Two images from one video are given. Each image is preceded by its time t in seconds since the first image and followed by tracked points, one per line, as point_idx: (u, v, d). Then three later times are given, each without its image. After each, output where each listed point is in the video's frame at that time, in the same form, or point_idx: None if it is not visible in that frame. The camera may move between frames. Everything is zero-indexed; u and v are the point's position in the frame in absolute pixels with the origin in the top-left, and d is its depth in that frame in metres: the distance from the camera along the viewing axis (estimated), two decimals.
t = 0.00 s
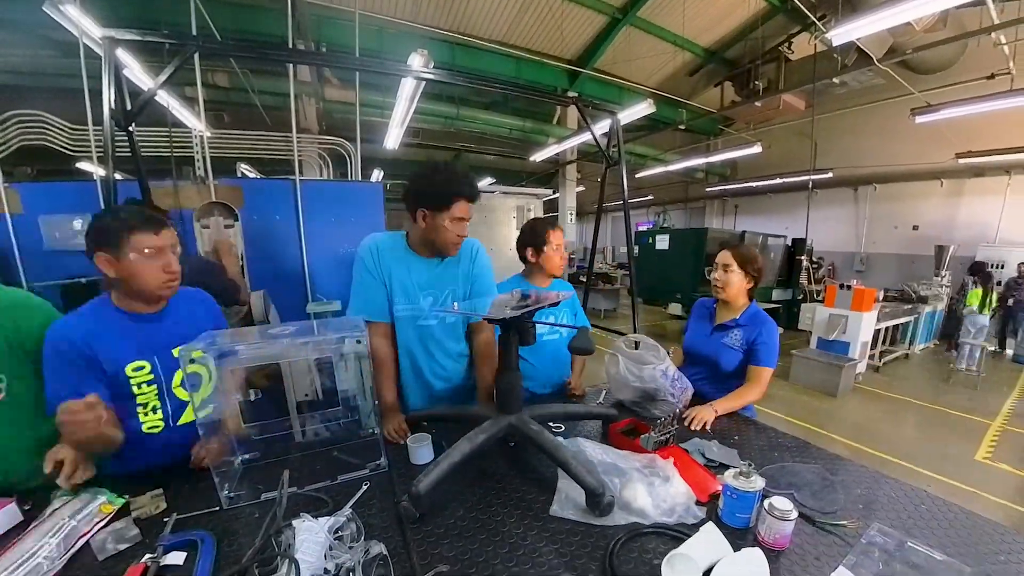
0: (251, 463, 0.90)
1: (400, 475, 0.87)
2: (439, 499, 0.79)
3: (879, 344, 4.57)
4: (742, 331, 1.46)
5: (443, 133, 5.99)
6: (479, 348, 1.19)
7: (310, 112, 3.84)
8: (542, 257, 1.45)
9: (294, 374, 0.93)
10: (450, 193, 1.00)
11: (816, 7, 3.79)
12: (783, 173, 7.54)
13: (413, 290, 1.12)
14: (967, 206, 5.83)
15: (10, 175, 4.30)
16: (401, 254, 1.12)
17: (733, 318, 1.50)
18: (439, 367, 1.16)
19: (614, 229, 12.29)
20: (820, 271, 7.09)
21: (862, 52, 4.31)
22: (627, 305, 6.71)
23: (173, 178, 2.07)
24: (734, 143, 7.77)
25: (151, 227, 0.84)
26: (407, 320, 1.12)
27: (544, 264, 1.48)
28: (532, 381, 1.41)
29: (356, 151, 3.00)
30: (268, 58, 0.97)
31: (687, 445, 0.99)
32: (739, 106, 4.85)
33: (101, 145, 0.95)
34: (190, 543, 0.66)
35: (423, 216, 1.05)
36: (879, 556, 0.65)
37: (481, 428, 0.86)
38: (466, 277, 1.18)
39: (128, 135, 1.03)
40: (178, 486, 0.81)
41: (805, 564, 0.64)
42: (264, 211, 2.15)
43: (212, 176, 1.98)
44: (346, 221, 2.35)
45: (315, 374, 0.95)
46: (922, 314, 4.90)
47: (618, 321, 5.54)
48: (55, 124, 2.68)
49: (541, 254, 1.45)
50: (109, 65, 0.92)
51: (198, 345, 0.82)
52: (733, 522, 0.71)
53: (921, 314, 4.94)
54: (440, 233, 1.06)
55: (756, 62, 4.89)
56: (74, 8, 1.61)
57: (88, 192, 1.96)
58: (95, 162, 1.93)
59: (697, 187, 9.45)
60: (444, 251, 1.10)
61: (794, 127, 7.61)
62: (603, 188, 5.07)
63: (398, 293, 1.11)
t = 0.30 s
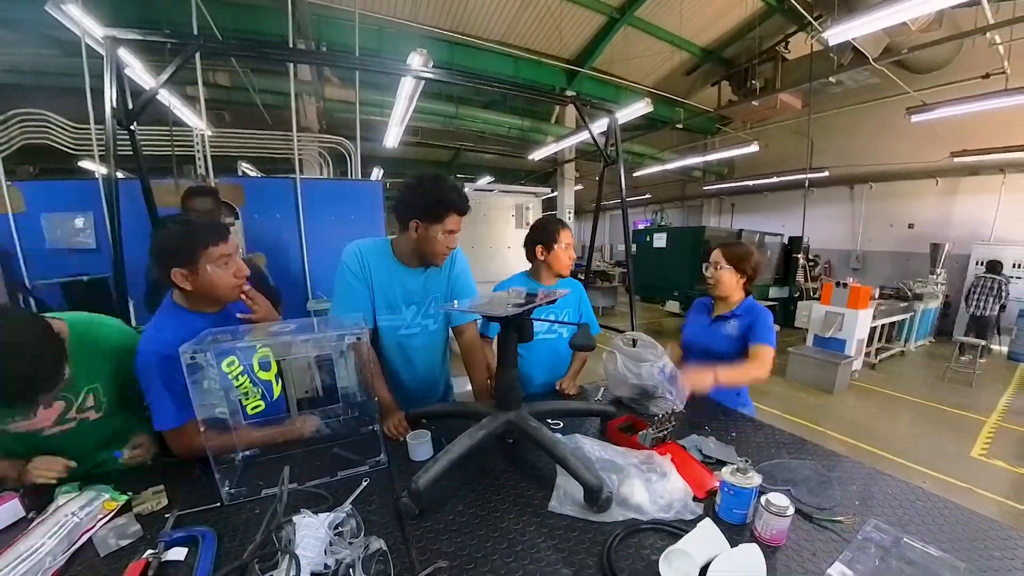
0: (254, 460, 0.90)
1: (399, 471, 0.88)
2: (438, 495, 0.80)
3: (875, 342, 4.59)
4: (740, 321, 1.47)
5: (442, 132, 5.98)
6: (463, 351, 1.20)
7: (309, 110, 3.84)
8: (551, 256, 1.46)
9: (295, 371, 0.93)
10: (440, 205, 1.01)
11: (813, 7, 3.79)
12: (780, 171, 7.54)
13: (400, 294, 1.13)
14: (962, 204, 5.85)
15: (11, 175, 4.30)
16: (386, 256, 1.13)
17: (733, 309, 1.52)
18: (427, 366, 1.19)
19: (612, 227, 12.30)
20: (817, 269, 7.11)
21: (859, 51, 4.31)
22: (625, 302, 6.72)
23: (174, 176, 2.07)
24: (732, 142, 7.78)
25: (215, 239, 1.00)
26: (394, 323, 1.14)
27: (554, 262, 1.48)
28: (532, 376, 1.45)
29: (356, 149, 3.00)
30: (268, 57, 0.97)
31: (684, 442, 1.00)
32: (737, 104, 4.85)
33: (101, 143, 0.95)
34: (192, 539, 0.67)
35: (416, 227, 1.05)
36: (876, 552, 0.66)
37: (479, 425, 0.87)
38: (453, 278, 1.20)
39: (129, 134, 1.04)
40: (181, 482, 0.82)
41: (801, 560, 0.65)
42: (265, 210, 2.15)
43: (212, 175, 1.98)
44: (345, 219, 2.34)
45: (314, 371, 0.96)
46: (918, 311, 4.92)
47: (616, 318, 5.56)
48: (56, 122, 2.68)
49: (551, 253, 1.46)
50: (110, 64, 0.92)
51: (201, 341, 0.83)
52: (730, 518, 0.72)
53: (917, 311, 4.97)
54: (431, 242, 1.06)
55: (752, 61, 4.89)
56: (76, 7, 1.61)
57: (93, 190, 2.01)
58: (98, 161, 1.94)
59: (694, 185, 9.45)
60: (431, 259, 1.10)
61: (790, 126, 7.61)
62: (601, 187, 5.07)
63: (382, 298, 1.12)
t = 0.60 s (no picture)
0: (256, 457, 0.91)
1: (399, 467, 0.88)
2: (436, 492, 0.81)
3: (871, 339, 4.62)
4: (722, 317, 1.46)
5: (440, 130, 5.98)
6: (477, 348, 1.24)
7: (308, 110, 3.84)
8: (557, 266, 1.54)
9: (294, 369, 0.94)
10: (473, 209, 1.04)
11: (810, 7, 3.79)
12: (776, 170, 7.55)
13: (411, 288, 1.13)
14: (957, 202, 5.88)
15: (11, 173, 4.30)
16: (397, 251, 1.14)
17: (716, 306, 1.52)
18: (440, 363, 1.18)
19: (610, 225, 12.31)
20: (813, 267, 7.13)
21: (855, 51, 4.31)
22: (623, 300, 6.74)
23: (175, 175, 2.07)
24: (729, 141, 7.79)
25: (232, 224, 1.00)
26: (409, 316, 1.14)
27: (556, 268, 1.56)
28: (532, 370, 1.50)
29: (356, 148, 3.00)
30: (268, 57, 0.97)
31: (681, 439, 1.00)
32: (734, 103, 4.85)
33: (103, 142, 0.95)
34: (193, 534, 0.67)
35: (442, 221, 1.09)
36: (870, 547, 0.67)
37: (474, 421, 0.88)
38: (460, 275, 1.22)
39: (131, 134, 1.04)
40: (182, 478, 0.82)
41: (799, 556, 0.65)
42: (265, 208, 2.15)
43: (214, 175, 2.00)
44: (346, 217, 2.34)
45: (315, 369, 0.96)
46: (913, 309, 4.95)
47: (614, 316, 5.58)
48: (59, 122, 2.68)
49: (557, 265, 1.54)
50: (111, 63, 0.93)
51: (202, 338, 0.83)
52: (727, 514, 0.73)
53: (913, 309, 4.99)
54: (451, 238, 1.11)
55: (749, 61, 4.90)
56: (78, 7, 1.60)
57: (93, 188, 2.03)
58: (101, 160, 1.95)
59: (692, 184, 9.45)
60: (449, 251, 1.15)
61: (787, 125, 7.62)
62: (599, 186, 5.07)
63: (392, 292, 1.12)
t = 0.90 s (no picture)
0: (255, 455, 0.91)
1: (398, 464, 0.89)
2: (434, 488, 0.82)
3: (868, 336, 4.65)
4: (724, 319, 1.49)
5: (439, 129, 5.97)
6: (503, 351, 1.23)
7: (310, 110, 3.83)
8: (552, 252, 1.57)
9: (295, 365, 0.94)
10: (517, 208, 1.03)
11: (807, 7, 3.78)
12: (773, 169, 7.56)
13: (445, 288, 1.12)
14: (953, 200, 5.91)
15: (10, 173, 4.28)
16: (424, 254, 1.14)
17: (717, 308, 1.53)
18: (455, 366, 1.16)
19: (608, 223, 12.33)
20: (810, 264, 7.15)
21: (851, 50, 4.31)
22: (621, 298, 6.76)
23: (176, 174, 2.07)
24: (726, 140, 7.80)
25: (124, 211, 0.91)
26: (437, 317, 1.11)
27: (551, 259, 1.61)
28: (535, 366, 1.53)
29: (356, 147, 3.00)
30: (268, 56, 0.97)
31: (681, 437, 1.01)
32: (731, 103, 4.86)
33: (105, 142, 0.95)
34: (194, 530, 0.68)
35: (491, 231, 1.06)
36: (866, 542, 0.67)
37: (473, 416, 0.89)
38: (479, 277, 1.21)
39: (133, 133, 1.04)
40: (183, 474, 0.83)
41: (794, 552, 0.66)
42: (266, 207, 2.15)
43: (216, 174, 2.01)
44: (346, 216, 2.34)
45: (315, 366, 0.97)
46: (910, 306, 4.98)
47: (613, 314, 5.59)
48: (62, 122, 2.68)
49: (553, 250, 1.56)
50: (114, 63, 0.93)
51: (205, 334, 0.84)
52: (712, 524, 0.70)
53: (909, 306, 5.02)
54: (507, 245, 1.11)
55: (746, 60, 4.91)
56: (81, 8, 1.60)
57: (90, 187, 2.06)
58: (101, 159, 1.95)
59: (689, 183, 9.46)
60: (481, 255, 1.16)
61: (784, 125, 7.64)
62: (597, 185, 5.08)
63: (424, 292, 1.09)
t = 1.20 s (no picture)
0: (255, 452, 0.91)
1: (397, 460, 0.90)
2: (433, 485, 0.82)
3: (863, 335, 4.67)
4: (723, 318, 1.50)
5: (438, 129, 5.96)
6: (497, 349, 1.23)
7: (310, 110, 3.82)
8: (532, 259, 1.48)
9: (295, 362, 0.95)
10: (456, 200, 1.00)
11: (803, 8, 3.78)
12: (769, 168, 7.57)
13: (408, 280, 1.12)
14: (949, 198, 5.92)
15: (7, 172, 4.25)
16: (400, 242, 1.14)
17: (716, 306, 1.54)
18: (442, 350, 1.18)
19: (606, 222, 12.34)
20: (806, 263, 7.16)
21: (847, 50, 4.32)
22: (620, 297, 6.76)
23: (178, 173, 2.07)
24: (723, 139, 7.82)
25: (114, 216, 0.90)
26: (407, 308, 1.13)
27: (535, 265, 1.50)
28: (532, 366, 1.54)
29: (355, 146, 3.00)
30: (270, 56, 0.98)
31: (678, 434, 1.02)
32: (727, 103, 4.87)
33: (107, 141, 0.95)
34: (195, 526, 0.69)
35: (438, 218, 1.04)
36: (861, 540, 0.68)
37: (470, 413, 0.90)
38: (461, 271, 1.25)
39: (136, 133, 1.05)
40: (184, 472, 0.84)
41: (790, 546, 0.67)
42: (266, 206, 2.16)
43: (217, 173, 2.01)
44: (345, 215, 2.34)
45: (315, 363, 0.97)
46: (905, 304, 5.01)
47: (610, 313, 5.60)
48: (64, 120, 2.66)
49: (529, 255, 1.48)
50: (117, 63, 0.93)
51: (207, 331, 0.85)
52: (712, 521, 0.71)
53: (904, 305, 5.04)
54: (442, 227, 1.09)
55: (743, 60, 4.91)
56: (83, 9, 1.60)
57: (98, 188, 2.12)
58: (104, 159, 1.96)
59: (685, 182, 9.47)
60: (442, 242, 1.16)
61: (780, 124, 7.65)
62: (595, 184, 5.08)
63: (392, 286, 1.11)
